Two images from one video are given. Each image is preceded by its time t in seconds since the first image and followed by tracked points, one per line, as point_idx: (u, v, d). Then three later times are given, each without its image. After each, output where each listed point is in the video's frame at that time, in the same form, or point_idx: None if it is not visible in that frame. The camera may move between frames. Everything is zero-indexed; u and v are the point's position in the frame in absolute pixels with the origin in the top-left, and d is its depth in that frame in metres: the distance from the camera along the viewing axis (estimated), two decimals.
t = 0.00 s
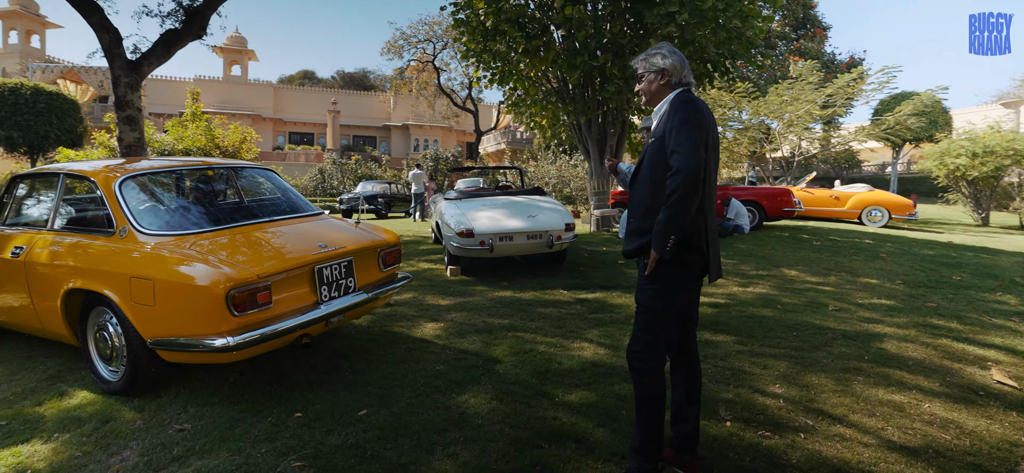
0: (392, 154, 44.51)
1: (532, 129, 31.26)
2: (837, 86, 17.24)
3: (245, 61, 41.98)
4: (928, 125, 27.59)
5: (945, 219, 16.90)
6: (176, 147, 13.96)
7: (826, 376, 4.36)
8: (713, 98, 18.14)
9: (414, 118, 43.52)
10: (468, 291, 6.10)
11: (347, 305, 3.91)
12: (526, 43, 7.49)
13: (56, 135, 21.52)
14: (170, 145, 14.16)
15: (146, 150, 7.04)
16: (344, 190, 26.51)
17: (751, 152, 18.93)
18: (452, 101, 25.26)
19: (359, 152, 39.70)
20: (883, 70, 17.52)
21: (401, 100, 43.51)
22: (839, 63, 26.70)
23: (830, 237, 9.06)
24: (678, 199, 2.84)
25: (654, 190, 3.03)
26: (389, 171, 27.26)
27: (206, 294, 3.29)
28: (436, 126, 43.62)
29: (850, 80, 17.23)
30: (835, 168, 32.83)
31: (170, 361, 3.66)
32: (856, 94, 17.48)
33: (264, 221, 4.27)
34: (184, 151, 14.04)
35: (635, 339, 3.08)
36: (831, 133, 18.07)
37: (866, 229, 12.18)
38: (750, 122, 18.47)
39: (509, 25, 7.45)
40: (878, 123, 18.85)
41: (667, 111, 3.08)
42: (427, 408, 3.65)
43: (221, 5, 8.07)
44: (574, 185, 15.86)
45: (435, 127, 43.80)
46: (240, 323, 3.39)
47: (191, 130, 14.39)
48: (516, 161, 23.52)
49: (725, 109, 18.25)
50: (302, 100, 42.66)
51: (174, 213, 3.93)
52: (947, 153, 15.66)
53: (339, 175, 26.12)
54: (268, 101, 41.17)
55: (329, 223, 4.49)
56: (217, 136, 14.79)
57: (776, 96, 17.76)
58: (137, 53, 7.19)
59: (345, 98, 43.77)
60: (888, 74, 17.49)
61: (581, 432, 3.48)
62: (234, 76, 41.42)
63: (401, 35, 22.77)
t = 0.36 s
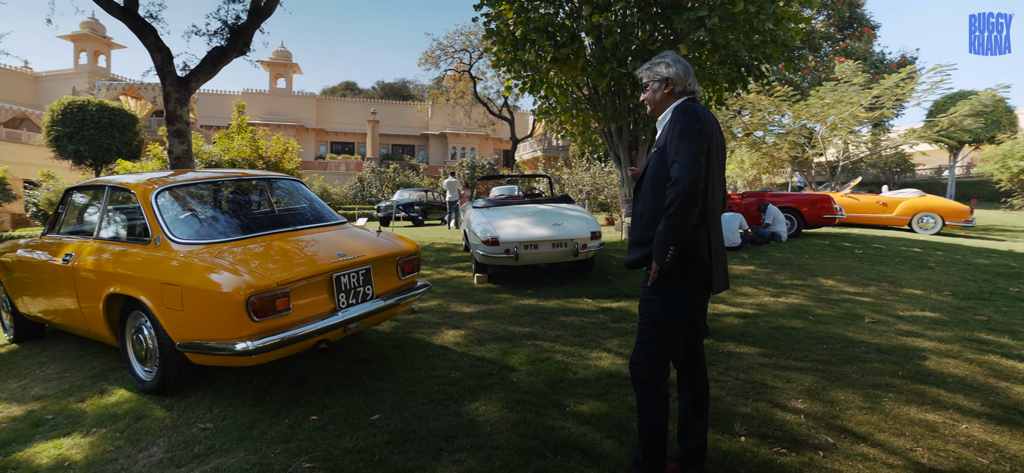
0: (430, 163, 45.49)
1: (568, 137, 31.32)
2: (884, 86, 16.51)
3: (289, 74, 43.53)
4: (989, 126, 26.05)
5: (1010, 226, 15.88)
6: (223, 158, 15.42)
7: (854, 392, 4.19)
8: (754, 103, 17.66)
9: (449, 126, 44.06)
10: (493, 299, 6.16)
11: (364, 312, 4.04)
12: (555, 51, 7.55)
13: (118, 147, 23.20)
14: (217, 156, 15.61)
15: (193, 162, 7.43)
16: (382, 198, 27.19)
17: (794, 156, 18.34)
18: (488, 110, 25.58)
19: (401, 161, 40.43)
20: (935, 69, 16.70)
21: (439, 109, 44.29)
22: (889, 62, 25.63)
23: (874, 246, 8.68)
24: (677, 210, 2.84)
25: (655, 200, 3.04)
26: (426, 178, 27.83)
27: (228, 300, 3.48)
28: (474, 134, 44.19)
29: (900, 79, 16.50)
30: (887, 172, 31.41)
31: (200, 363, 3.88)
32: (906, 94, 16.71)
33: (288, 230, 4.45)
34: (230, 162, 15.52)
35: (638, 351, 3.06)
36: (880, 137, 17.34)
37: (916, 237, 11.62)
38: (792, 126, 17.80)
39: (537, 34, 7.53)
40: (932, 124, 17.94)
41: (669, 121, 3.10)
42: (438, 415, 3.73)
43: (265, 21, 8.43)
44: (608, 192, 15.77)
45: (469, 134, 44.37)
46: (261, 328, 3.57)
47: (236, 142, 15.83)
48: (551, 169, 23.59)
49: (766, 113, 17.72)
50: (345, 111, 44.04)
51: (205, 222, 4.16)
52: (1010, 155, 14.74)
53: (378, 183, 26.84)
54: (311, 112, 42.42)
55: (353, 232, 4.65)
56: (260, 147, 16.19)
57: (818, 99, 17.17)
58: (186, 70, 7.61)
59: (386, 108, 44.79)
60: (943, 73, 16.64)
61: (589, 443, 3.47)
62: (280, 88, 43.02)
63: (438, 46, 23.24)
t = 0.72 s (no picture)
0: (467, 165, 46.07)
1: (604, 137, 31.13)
2: (937, 79, 15.65)
3: (328, 79, 44.65)
4: None
5: None
6: (265, 162, 16.43)
7: (886, 404, 4.00)
8: (795, 100, 17.08)
9: (485, 128, 44.42)
10: (518, 301, 6.19)
11: (382, 314, 4.13)
12: (584, 52, 7.61)
13: (167, 152, 26.23)
14: (259, 160, 16.53)
15: (235, 167, 7.68)
16: (419, 199, 27.69)
17: (838, 155, 17.66)
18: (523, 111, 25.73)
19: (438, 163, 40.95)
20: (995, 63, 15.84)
21: (473, 111, 44.75)
22: (944, 56, 24.40)
23: (921, 251, 8.28)
24: (683, 214, 2.79)
25: (663, 205, 3.00)
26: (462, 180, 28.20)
27: (251, 301, 3.63)
28: (509, 136, 44.41)
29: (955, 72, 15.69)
30: (942, 172, 29.81)
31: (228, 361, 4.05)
32: (962, 88, 15.87)
33: (313, 233, 4.59)
34: (270, 166, 16.54)
35: (645, 358, 3.01)
36: (933, 133, 16.52)
37: (971, 240, 10.99)
38: (834, 123, 17.12)
39: (567, 35, 7.63)
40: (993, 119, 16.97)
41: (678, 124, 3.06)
42: (452, 417, 3.77)
43: (303, 29, 8.68)
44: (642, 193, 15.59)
45: (504, 136, 44.63)
46: (282, 328, 3.70)
47: (277, 146, 16.89)
48: (586, 170, 23.49)
49: (808, 110, 17.17)
50: (381, 114, 45.03)
51: (234, 226, 4.35)
52: None
53: (414, 185, 27.38)
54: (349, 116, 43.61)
55: (376, 236, 4.77)
56: (298, 151, 17.19)
57: (863, 95, 16.44)
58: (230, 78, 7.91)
59: (423, 111, 45.53)
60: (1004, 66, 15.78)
61: (600, 449, 3.43)
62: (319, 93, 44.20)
63: (473, 49, 23.54)
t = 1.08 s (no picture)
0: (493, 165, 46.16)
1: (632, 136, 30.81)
2: (981, 72, 15.01)
3: (357, 81, 45.41)
4: None
5: None
6: (294, 163, 16.88)
7: (911, 415, 3.81)
8: (828, 96, 16.46)
9: (511, 128, 44.45)
10: (535, 303, 6.16)
11: (391, 316, 4.17)
12: (605, 52, 7.61)
13: (202, 155, 27.78)
14: (288, 162, 17.01)
15: (263, 170, 7.86)
16: (446, 199, 27.95)
17: (874, 152, 17.05)
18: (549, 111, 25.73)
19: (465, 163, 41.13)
20: None
21: (500, 111, 44.91)
22: (992, 47, 23.31)
23: (961, 253, 7.90)
24: (682, 218, 2.72)
25: (664, 209, 2.93)
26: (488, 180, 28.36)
27: (261, 303, 3.72)
28: (535, 135, 44.38)
29: (1001, 64, 14.96)
30: (989, 171, 28.36)
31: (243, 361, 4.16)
32: (1010, 80, 15.12)
33: (326, 235, 4.67)
34: (299, 167, 17.01)
35: (644, 364, 2.94)
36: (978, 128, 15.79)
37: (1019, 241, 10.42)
38: (869, 120, 16.48)
39: (587, 35, 7.62)
40: None
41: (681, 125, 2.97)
42: (457, 419, 3.78)
43: (328, 33, 8.79)
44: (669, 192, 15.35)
45: (531, 136, 44.53)
46: (291, 330, 3.78)
47: (306, 148, 17.32)
48: (613, 170, 23.29)
49: (842, 107, 16.51)
50: (408, 115, 45.54)
51: (250, 228, 4.45)
52: None
53: (441, 185, 27.69)
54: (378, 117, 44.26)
55: (388, 238, 4.82)
56: (326, 153, 17.62)
57: (900, 90, 15.79)
58: (258, 82, 8.03)
59: (449, 111, 45.89)
60: None
61: (603, 454, 3.36)
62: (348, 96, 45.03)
63: (499, 49, 23.66)
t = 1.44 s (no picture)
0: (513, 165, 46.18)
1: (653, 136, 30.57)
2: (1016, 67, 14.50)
3: (377, 84, 45.82)
4: None
5: None
6: (314, 164, 17.20)
7: (928, 421, 3.66)
8: (853, 93, 15.99)
9: (530, 129, 44.59)
10: (546, 303, 6.12)
11: (395, 315, 4.18)
12: (620, 50, 7.59)
13: (225, 157, 29.13)
14: (309, 163, 17.34)
15: (282, 171, 7.98)
16: (465, 200, 28.14)
17: (901, 150, 16.56)
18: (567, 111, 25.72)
19: (481, 164, 41.12)
20: None
21: (519, 112, 44.95)
22: None
23: (992, 255, 7.61)
24: (677, 216, 2.65)
25: (661, 207, 2.87)
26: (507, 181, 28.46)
27: (265, 301, 3.77)
28: (554, 136, 44.39)
29: None
30: None
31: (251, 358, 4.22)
32: None
33: (333, 234, 4.72)
34: (319, 168, 17.34)
35: (642, 366, 2.88)
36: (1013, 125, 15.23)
37: None
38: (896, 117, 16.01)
39: (601, 33, 7.59)
40: None
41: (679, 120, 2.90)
42: (459, 419, 3.77)
43: (344, 34, 8.87)
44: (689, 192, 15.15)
45: (550, 137, 44.68)
46: (295, 327, 3.83)
47: (326, 149, 17.64)
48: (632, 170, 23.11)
49: (868, 104, 15.97)
50: (428, 116, 45.85)
51: (259, 228, 4.53)
52: None
53: (460, 186, 27.90)
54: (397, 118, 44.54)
55: (395, 237, 4.84)
56: (345, 154, 17.86)
57: (928, 86, 15.32)
58: (277, 84, 8.18)
59: (468, 112, 46.07)
60: None
61: (602, 457, 3.31)
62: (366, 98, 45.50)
63: (517, 49, 23.73)
